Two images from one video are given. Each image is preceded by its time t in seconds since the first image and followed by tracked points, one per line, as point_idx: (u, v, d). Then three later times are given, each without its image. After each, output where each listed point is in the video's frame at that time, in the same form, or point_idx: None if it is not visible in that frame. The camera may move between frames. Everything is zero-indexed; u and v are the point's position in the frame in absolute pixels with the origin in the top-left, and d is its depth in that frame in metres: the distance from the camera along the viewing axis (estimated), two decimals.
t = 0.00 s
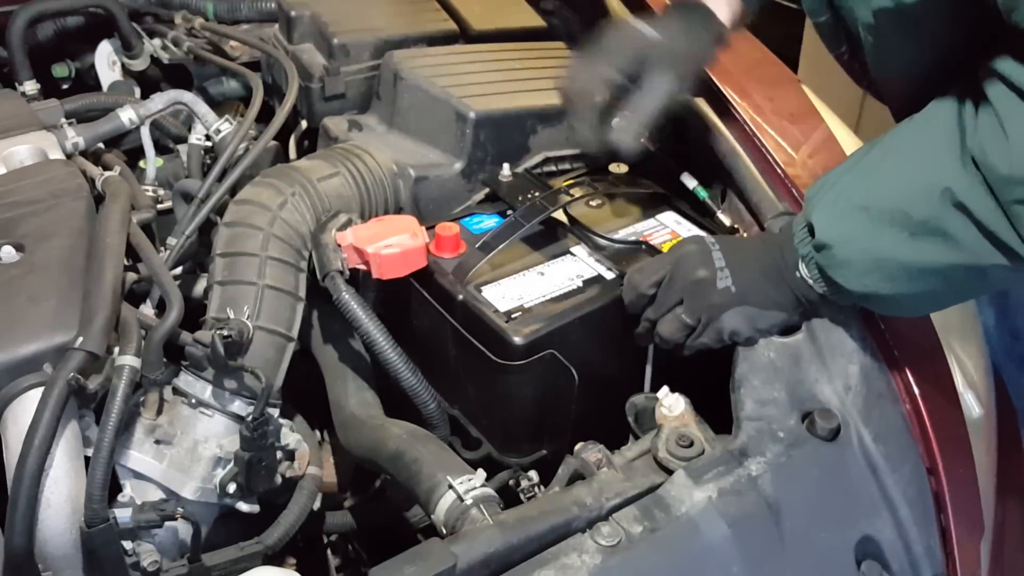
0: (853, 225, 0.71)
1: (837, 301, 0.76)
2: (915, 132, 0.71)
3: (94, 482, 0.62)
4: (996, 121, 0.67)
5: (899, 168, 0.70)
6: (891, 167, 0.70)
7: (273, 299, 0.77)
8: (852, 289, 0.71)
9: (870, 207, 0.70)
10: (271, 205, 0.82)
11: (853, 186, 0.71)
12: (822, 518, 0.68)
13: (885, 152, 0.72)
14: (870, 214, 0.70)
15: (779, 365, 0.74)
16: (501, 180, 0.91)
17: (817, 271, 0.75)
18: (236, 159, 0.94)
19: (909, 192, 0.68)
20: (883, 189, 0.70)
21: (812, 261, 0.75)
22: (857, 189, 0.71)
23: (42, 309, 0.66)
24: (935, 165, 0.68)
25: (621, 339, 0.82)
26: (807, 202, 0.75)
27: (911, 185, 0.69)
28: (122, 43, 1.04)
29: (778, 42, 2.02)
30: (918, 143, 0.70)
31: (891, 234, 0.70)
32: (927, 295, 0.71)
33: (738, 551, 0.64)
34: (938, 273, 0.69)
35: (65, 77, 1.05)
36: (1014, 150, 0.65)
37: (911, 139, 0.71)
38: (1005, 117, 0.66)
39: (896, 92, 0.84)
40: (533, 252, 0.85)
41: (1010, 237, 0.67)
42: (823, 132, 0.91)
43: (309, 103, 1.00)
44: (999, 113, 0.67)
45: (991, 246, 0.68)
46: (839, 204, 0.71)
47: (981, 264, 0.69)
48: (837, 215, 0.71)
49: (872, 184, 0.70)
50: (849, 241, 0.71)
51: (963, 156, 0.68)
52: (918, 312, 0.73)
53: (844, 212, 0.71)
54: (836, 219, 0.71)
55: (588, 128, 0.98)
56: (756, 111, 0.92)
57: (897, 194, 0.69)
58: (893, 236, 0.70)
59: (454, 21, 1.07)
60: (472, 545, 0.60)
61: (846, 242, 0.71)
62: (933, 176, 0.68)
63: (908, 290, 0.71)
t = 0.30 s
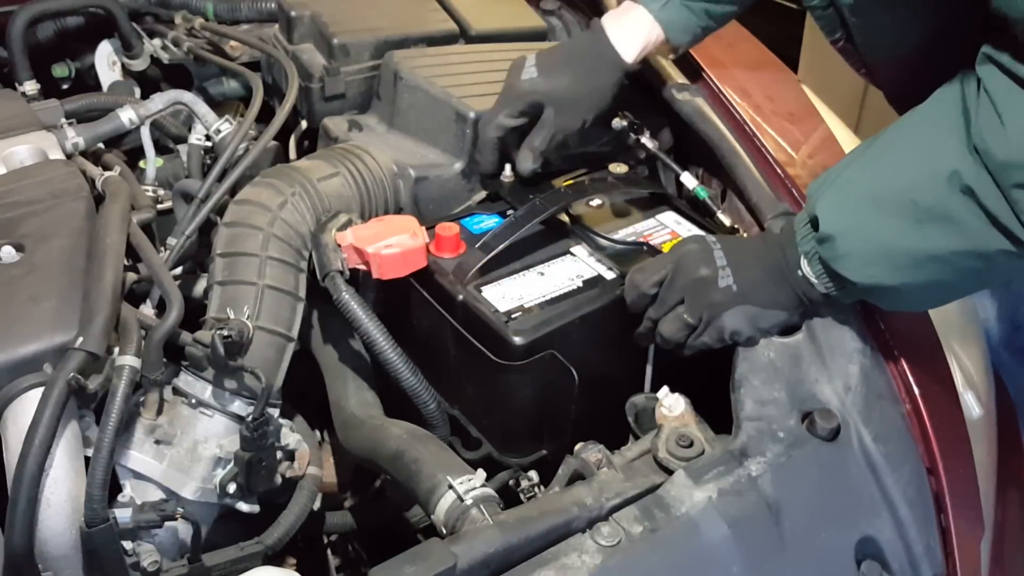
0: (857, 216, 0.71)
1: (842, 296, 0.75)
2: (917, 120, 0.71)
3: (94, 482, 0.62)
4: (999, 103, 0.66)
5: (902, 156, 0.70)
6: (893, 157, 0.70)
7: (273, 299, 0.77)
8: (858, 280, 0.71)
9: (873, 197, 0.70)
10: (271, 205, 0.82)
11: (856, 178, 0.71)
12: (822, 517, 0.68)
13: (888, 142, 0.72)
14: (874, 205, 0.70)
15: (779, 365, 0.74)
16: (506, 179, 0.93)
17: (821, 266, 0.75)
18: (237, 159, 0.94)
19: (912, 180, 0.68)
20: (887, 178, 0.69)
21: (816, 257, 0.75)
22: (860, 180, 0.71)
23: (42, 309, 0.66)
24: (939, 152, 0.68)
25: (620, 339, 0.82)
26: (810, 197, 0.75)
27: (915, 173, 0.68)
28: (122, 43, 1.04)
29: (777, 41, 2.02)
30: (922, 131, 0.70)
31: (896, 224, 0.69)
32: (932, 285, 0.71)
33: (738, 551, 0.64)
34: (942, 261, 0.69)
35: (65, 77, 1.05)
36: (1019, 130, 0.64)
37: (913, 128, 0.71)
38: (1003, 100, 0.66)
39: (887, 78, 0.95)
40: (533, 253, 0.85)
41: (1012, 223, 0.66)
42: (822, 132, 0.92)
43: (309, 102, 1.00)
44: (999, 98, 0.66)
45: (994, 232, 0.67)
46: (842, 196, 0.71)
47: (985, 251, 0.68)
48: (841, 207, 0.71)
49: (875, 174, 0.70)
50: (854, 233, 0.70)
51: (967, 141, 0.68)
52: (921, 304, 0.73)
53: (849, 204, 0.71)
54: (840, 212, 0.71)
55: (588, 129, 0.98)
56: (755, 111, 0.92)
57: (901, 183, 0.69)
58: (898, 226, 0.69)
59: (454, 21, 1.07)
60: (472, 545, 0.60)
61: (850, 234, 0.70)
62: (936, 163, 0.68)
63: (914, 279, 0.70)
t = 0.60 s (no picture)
0: (855, 215, 0.70)
1: (840, 297, 0.75)
2: (913, 119, 0.71)
3: (94, 482, 0.62)
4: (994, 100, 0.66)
5: (900, 154, 0.69)
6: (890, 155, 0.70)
7: (273, 299, 0.77)
8: (856, 279, 0.71)
9: (871, 195, 0.70)
10: (271, 205, 0.82)
11: (854, 177, 0.71)
12: (822, 517, 0.68)
13: (884, 141, 0.72)
14: (872, 203, 0.70)
15: (779, 365, 0.74)
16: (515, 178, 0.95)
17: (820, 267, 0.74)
18: (236, 159, 0.94)
19: (910, 178, 0.68)
20: (884, 177, 0.69)
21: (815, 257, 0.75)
22: (858, 179, 0.71)
23: (42, 309, 0.66)
24: (935, 149, 0.68)
25: (620, 338, 0.82)
26: (808, 197, 0.75)
27: (912, 170, 0.68)
28: (122, 43, 1.04)
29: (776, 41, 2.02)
30: (918, 129, 0.70)
31: (894, 222, 0.69)
32: (931, 283, 0.71)
33: (738, 551, 0.64)
34: (941, 259, 0.69)
35: (65, 77, 1.06)
36: (1014, 127, 0.64)
37: (909, 126, 0.71)
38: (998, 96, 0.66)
39: (870, 81, 1.04)
40: (533, 253, 0.84)
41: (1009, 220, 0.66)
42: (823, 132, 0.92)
43: (309, 102, 1.00)
44: (993, 95, 0.66)
45: (991, 229, 0.67)
46: (839, 196, 0.71)
47: (983, 248, 0.68)
48: (839, 206, 0.71)
49: (872, 173, 0.70)
50: (852, 232, 0.70)
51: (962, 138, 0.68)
52: (919, 302, 0.73)
53: (847, 204, 0.71)
54: (838, 211, 0.71)
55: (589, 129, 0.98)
56: (756, 111, 0.91)
57: (898, 181, 0.68)
58: (896, 224, 0.69)
59: (454, 21, 1.07)
60: (472, 544, 0.60)
61: (848, 232, 0.70)
62: (934, 160, 0.68)
63: (913, 277, 0.70)
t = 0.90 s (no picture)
0: (851, 213, 0.70)
1: (837, 295, 0.75)
2: (910, 117, 0.71)
3: (94, 482, 0.62)
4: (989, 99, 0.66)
5: (895, 153, 0.70)
6: (886, 153, 0.70)
7: (273, 299, 0.77)
8: (853, 278, 0.71)
9: (866, 192, 0.70)
10: (271, 205, 0.82)
11: (850, 174, 0.71)
12: (822, 518, 0.68)
13: (881, 140, 0.72)
14: (868, 201, 0.70)
15: (779, 365, 0.75)
16: (510, 179, 0.94)
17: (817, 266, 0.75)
18: (236, 159, 0.94)
19: (905, 176, 0.68)
20: (880, 174, 0.69)
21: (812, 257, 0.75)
22: (854, 177, 0.71)
23: (42, 309, 0.66)
24: (931, 148, 0.68)
25: (620, 339, 0.82)
26: (805, 196, 0.75)
27: (908, 168, 0.68)
28: (122, 43, 1.04)
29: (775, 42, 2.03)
30: (914, 128, 0.70)
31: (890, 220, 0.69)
32: (927, 281, 0.70)
33: (738, 550, 0.64)
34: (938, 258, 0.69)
35: (65, 77, 1.06)
36: (1009, 126, 0.64)
37: (906, 125, 0.71)
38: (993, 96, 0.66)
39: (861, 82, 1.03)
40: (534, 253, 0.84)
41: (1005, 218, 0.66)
42: (823, 132, 0.92)
43: (309, 103, 1.00)
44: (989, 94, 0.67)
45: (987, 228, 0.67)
46: (836, 194, 0.71)
47: (978, 248, 0.68)
48: (835, 204, 0.71)
49: (869, 170, 0.70)
50: (848, 230, 0.70)
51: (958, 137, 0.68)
52: (916, 301, 0.73)
53: (842, 202, 0.71)
54: (834, 209, 0.71)
55: (590, 132, 0.96)
56: (756, 111, 0.92)
57: (894, 179, 0.69)
58: (892, 223, 0.69)
59: (454, 21, 1.07)
60: (472, 544, 0.60)
61: (845, 230, 0.70)
62: (928, 158, 0.68)
63: (909, 276, 0.70)
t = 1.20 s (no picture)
0: (903, 194, 0.69)
1: (877, 290, 0.73)
2: (957, 102, 0.71)
3: (94, 482, 0.62)
4: None
5: (947, 134, 0.69)
6: (938, 134, 0.69)
7: (273, 300, 0.77)
8: (905, 261, 0.69)
9: (919, 173, 0.69)
10: (271, 205, 0.82)
11: (898, 157, 0.70)
12: (822, 518, 0.68)
13: (929, 124, 0.71)
14: (920, 183, 0.69)
15: (779, 365, 0.75)
16: (502, 180, 0.93)
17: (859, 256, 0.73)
18: (237, 159, 0.94)
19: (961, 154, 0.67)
20: (933, 155, 0.68)
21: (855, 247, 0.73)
22: (903, 159, 0.70)
23: (42, 309, 0.66)
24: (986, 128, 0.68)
25: (620, 340, 0.82)
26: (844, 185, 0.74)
27: (963, 148, 0.68)
28: (122, 43, 1.04)
29: (776, 42, 2.03)
30: (964, 111, 0.69)
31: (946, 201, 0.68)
32: (979, 271, 0.69)
33: (738, 550, 0.64)
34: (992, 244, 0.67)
35: (65, 77, 1.06)
36: None
37: (954, 108, 0.70)
38: None
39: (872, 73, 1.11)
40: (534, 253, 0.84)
41: None
42: (822, 133, 0.92)
43: (309, 103, 1.00)
44: None
45: None
46: (884, 177, 0.70)
47: None
48: (884, 187, 0.70)
49: (920, 152, 0.69)
50: (899, 212, 0.69)
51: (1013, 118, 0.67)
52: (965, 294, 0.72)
53: (893, 184, 0.70)
54: (883, 191, 0.70)
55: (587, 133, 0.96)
56: (756, 111, 0.91)
57: (948, 158, 0.68)
58: (947, 205, 0.68)
59: (454, 21, 1.07)
60: (472, 545, 0.60)
61: (897, 212, 0.69)
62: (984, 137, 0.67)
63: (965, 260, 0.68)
